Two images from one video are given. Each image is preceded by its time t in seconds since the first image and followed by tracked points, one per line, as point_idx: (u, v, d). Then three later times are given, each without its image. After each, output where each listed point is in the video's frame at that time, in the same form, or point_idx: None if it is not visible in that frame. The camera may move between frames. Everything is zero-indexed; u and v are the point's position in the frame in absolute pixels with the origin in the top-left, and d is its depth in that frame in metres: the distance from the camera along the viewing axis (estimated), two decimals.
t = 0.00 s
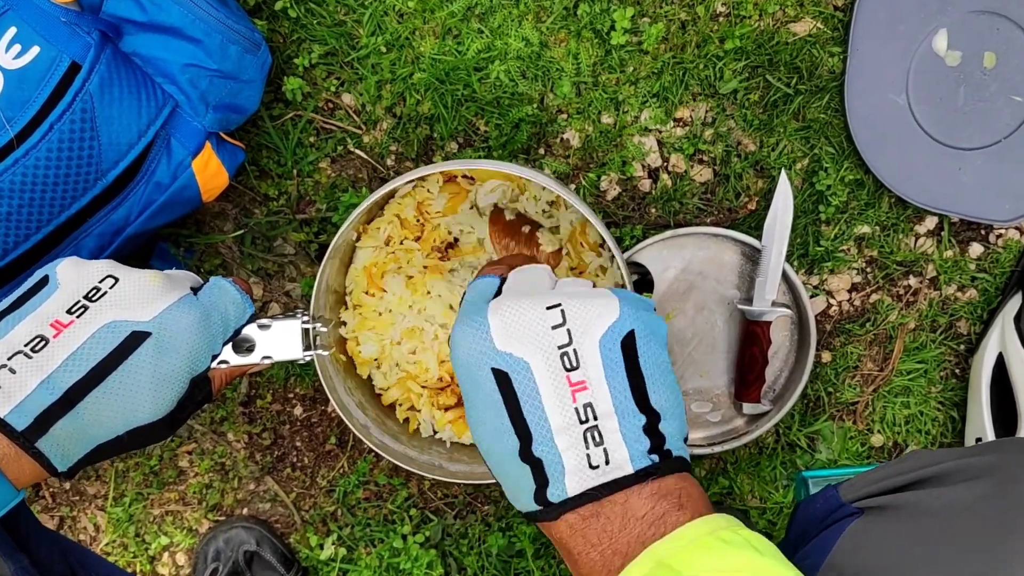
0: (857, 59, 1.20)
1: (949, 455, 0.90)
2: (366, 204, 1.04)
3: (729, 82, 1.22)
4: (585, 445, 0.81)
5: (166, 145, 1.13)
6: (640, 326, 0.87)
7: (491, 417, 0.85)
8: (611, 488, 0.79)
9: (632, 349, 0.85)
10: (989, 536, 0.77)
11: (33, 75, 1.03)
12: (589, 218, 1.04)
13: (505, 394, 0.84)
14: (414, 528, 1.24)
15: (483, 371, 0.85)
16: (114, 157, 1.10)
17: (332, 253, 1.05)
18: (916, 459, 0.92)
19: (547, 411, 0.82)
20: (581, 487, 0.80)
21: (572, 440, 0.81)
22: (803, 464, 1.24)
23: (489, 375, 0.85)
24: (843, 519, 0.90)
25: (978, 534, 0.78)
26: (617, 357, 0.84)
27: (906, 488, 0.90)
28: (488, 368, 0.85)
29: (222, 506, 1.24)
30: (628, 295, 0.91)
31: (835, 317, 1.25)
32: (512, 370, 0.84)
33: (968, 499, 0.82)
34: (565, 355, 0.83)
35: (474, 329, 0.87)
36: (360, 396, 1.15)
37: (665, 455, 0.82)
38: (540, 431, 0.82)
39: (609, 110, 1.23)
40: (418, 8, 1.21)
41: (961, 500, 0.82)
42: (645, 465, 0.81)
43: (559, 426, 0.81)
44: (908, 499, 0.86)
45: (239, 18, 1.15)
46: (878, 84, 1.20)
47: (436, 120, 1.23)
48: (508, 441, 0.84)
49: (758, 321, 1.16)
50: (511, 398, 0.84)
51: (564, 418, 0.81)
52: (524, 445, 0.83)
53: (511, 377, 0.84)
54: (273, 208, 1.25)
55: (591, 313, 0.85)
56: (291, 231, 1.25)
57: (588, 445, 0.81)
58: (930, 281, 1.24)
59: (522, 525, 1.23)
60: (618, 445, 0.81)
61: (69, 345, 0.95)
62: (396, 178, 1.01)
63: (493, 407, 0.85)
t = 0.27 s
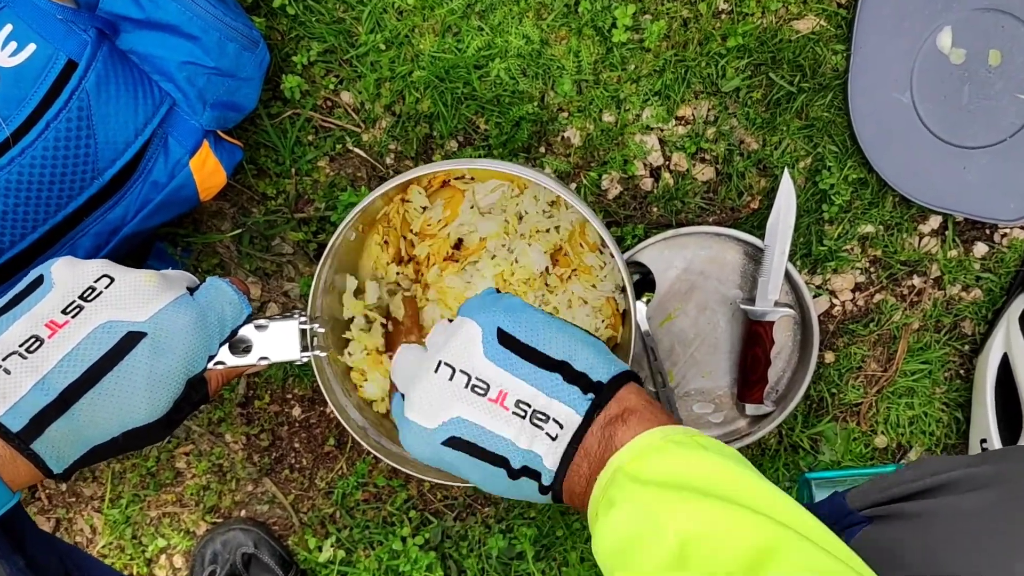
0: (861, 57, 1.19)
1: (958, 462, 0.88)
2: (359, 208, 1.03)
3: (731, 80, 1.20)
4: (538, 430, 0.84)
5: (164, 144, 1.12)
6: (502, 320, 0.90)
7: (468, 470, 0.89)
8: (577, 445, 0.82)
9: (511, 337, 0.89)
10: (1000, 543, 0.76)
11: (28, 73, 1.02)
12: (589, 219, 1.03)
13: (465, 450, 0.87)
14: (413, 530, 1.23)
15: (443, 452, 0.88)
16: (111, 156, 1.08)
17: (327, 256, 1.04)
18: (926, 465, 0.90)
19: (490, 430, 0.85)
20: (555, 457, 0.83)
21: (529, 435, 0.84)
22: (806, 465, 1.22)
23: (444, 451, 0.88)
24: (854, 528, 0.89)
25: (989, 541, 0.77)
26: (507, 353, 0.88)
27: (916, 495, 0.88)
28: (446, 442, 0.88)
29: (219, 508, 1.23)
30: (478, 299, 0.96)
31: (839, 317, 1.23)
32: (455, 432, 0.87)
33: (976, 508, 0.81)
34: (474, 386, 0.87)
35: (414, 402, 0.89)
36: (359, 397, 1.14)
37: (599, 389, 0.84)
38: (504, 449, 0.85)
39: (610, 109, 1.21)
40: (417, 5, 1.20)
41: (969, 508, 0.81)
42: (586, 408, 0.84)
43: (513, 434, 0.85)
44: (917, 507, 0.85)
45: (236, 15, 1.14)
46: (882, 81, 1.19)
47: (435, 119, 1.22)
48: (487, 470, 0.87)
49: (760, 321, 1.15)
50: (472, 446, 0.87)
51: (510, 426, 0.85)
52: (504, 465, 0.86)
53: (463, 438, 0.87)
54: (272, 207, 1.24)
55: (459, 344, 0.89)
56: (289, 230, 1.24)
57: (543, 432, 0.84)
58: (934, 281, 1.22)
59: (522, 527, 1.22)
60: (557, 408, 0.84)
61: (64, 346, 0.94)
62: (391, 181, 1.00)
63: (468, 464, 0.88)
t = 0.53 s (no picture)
0: (864, 55, 1.18)
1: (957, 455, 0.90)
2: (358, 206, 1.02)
3: (734, 78, 1.19)
4: (510, 364, 0.85)
5: (161, 142, 1.11)
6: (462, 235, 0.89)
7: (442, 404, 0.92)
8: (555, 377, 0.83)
9: (472, 262, 0.88)
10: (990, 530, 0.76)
11: (25, 70, 1.01)
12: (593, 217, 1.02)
13: (435, 386, 0.90)
14: (413, 532, 1.22)
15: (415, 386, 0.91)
16: (108, 155, 1.08)
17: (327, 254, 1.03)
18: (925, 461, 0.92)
19: (458, 366, 0.87)
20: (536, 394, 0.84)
21: (498, 370, 0.85)
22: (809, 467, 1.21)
23: (414, 382, 0.91)
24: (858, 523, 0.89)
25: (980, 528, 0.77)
26: (462, 282, 0.87)
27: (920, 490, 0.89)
28: (415, 376, 0.90)
29: (217, 509, 1.22)
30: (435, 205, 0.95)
31: (842, 317, 1.22)
32: (425, 370, 0.89)
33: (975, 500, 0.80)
34: (433, 319, 0.87)
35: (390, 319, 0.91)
36: (359, 396, 1.13)
37: (575, 311, 0.84)
38: (477, 385, 0.87)
39: (611, 107, 1.20)
40: (417, 3, 1.19)
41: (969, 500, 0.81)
42: (562, 335, 0.83)
43: (483, 371, 0.86)
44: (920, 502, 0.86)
45: (234, 12, 1.13)
46: (886, 79, 1.18)
47: (435, 117, 1.21)
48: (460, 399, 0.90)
49: (763, 321, 1.15)
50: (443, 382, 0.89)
51: (478, 364, 0.86)
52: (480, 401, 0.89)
53: (433, 372, 0.89)
54: (270, 206, 1.23)
55: (410, 272, 0.89)
56: (288, 229, 1.23)
57: (516, 364, 0.85)
58: (938, 281, 1.21)
59: (522, 529, 1.21)
60: (532, 340, 0.84)
61: (62, 346, 0.93)
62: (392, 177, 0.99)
63: (438, 399, 0.92)
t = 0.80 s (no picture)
0: (867, 53, 1.17)
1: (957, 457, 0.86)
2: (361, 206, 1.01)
3: (736, 76, 1.18)
4: (581, 394, 0.79)
5: (158, 140, 1.10)
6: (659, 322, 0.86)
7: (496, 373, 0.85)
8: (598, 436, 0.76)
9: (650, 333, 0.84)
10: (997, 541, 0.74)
11: (21, 68, 1.00)
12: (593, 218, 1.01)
13: (529, 352, 0.84)
14: (412, 534, 1.20)
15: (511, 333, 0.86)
16: (105, 153, 1.06)
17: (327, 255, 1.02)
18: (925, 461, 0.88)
19: (556, 361, 0.82)
20: (570, 431, 0.77)
21: (570, 388, 0.80)
22: (812, 468, 1.20)
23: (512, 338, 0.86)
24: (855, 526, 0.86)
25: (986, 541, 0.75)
26: (628, 335, 0.83)
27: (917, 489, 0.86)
28: (513, 328, 0.86)
29: (215, 511, 1.21)
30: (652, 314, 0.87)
31: (845, 318, 1.21)
32: (533, 329, 0.85)
33: (976, 501, 0.79)
34: (587, 322, 0.84)
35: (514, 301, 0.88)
36: (358, 398, 1.12)
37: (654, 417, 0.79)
38: (543, 374, 0.82)
39: (613, 105, 1.19)
40: None
41: (971, 502, 0.79)
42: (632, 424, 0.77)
43: (562, 373, 0.81)
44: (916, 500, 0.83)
45: (232, 10, 1.12)
46: (889, 77, 1.17)
47: (435, 115, 1.20)
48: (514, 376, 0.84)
49: (766, 321, 1.13)
50: (527, 355, 0.84)
51: (568, 368, 0.81)
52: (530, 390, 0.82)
53: (533, 337, 0.84)
54: (268, 205, 1.22)
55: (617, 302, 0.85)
56: (286, 228, 1.22)
57: (585, 395, 0.79)
58: (942, 281, 1.20)
59: (523, 531, 1.20)
60: (611, 403, 0.78)
61: (59, 346, 0.91)
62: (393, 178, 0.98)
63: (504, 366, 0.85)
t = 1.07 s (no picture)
0: (870, 51, 1.16)
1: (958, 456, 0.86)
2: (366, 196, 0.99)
3: (738, 74, 1.17)
4: (678, 430, 0.77)
5: (155, 139, 1.09)
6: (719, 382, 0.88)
7: (577, 371, 0.79)
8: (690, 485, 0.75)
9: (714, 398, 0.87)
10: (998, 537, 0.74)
11: (17, 65, 0.99)
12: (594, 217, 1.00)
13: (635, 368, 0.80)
14: (412, 536, 1.19)
15: (609, 324, 0.82)
16: (101, 152, 1.05)
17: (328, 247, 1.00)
18: (927, 462, 0.88)
19: (654, 381, 0.79)
20: (668, 466, 0.75)
21: (672, 419, 0.78)
22: (815, 469, 1.19)
23: (610, 335, 0.81)
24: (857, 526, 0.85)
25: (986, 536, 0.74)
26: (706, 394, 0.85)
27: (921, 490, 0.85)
28: (614, 325, 0.82)
29: (213, 513, 1.20)
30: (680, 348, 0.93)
31: (849, 317, 1.20)
32: (639, 341, 0.81)
33: (982, 502, 0.78)
34: (681, 359, 0.83)
35: (580, 289, 0.84)
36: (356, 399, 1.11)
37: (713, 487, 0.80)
38: (638, 395, 0.78)
39: (614, 103, 1.18)
40: None
41: (977, 503, 0.78)
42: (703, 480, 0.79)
43: (660, 401, 0.78)
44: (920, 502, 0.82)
45: (230, 7, 1.11)
46: (894, 75, 1.16)
47: (435, 113, 1.18)
48: (604, 381, 0.79)
49: (768, 321, 1.12)
50: (627, 363, 0.80)
51: (667, 399, 0.79)
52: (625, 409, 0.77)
53: (631, 343, 0.81)
54: (266, 204, 1.21)
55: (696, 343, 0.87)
56: (284, 227, 1.21)
57: (681, 437, 0.77)
58: (946, 280, 1.19)
59: (524, 533, 1.19)
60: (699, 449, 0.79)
61: (53, 346, 0.91)
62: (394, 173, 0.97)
63: (580, 362, 0.80)
